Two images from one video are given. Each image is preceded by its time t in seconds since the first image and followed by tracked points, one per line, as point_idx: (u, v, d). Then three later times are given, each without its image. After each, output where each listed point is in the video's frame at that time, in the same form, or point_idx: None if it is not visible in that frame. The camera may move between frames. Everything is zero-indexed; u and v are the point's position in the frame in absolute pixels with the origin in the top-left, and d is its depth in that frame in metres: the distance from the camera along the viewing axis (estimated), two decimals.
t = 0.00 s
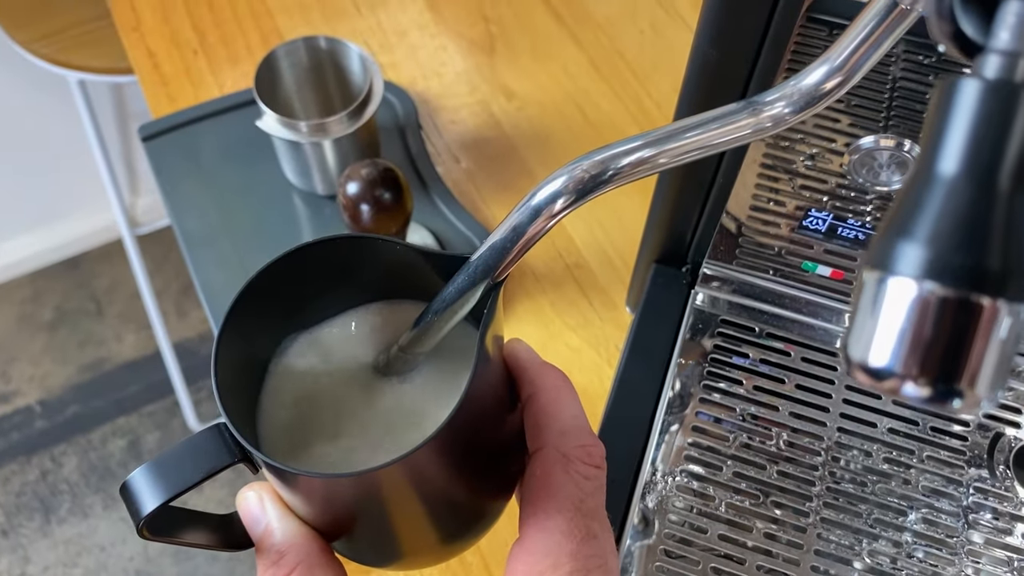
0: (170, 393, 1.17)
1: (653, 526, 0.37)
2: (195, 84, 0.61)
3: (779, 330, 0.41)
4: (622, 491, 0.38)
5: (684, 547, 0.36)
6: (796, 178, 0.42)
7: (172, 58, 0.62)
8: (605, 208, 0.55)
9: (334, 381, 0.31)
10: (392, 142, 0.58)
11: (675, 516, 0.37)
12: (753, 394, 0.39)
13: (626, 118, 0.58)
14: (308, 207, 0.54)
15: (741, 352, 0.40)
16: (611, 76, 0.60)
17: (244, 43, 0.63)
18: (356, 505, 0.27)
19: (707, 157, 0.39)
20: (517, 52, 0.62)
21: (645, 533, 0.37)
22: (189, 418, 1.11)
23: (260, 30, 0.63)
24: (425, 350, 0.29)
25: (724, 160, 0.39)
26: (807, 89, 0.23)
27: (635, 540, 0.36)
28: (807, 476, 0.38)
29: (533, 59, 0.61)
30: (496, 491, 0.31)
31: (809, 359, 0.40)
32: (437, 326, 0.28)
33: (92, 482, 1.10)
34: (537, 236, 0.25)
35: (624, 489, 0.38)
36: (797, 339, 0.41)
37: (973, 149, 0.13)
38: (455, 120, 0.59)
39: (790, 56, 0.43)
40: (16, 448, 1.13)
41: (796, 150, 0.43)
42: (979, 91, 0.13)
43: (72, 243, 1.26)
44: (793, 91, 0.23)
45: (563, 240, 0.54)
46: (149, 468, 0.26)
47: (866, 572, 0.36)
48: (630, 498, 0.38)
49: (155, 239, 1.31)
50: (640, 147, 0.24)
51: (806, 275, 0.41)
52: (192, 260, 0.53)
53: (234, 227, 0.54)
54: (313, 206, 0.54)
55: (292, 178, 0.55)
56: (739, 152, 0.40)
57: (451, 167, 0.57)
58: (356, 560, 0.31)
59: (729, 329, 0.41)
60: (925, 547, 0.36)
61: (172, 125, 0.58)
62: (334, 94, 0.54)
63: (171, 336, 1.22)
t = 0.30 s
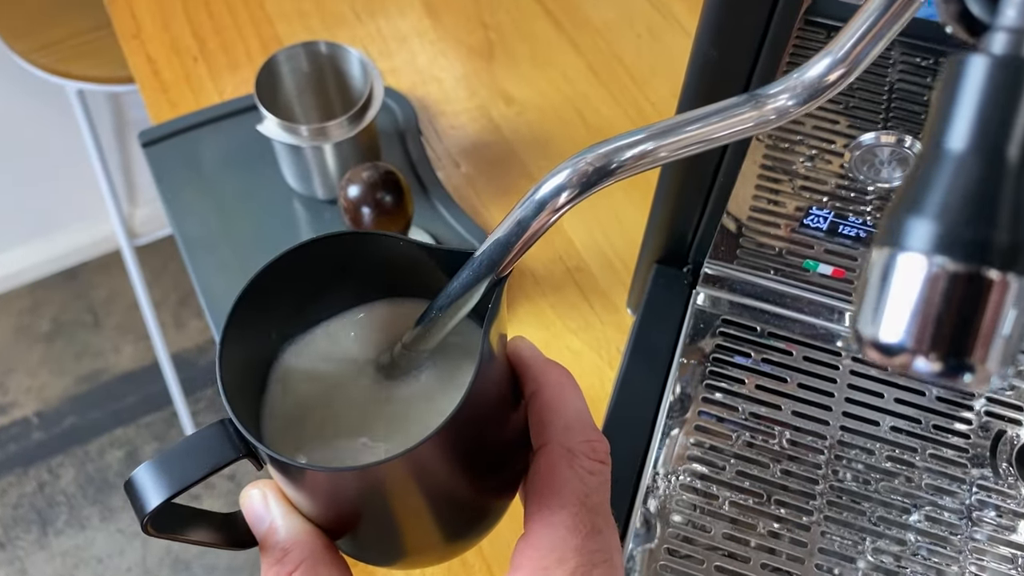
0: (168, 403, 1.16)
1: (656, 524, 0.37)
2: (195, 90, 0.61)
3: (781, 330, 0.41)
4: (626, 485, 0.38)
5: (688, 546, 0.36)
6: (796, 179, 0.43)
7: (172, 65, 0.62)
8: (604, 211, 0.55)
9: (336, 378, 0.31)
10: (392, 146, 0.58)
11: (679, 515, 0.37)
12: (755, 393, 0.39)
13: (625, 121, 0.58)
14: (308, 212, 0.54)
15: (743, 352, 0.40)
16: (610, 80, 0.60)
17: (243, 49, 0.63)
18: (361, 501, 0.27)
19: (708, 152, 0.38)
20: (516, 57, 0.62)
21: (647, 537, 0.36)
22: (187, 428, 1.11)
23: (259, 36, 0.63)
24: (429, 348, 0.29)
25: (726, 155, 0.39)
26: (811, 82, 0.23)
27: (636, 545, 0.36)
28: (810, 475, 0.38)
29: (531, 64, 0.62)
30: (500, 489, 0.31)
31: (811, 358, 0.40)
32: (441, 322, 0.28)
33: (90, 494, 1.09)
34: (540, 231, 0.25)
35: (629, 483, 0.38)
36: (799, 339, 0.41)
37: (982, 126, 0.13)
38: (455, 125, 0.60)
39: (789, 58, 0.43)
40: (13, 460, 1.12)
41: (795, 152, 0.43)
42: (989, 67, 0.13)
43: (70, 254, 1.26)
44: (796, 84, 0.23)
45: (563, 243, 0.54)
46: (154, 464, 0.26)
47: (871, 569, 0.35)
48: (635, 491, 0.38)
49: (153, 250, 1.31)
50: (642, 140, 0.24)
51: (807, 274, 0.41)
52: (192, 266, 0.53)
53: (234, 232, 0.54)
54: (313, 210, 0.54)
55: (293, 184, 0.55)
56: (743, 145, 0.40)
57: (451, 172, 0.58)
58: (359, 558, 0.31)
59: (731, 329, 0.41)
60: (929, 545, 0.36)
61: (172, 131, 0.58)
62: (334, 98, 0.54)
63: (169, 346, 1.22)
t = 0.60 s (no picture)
0: (165, 418, 1.16)
1: (654, 524, 0.37)
2: (192, 100, 0.61)
3: (776, 331, 0.41)
4: (627, 475, 0.38)
5: (687, 546, 0.36)
6: (791, 183, 0.43)
7: (169, 76, 0.62)
8: (601, 218, 0.56)
9: (334, 377, 0.31)
10: (389, 155, 0.58)
11: (678, 515, 0.37)
12: (752, 394, 0.40)
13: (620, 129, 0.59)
14: (306, 220, 0.55)
15: (740, 354, 0.41)
16: (604, 89, 0.61)
17: (241, 60, 0.63)
18: (361, 497, 0.28)
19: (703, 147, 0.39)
20: (511, 67, 0.63)
21: (645, 544, 0.36)
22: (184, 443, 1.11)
23: (256, 47, 0.64)
24: (428, 347, 0.29)
25: (722, 152, 0.39)
26: (803, 77, 0.23)
27: (634, 551, 0.36)
28: (807, 474, 0.38)
29: (527, 74, 0.62)
30: (499, 486, 0.31)
31: (806, 359, 0.41)
32: (439, 320, 0.28)
33: (86, 509, 1.09)
34: (536, 227, 0.26)
35: (630, 472, 0.38)
36: (795, 339, 0.41)
37: (967, 104, 0.14)
38: (452, 134, 0.60)
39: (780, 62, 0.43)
40: (9, 476, 1.12)
41: (789, 155, 0.43)
42: (974, 48, 0.15)
43: (67, 269, 1.26)
44: (790, 79, 0.23)
45: (560, 250, 0.54)
46: (153, 460, 0.26)
47: (870, 568, 0.36)
48: (637, 476, 0.38)
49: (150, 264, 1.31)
50: (637, 136, 0.24)
51: (802, 275, 0.42)
52: (190, 275, 0.53)
53: (232, 241, 0.54)
54: (311, 218, 0.55)
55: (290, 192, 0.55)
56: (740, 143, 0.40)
57: (448, 180, 0.58)
58: (359, 557, 0.31)
59: (727, 330, 0.41)
60: (927, 543, 0.36)
61: (168, 140, 0.59)
62: (331, 106, 0.54)
63: (166, 361, 1.22)
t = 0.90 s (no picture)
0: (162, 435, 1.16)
1: (651, 521, 0.37)
2: (191, 113, 0.62)
3: (771, 331, 0.42)
4: (625, 474, 0.39)
5: (685, 543, 0.36)
6: (783, 188, 0.43)
7: (168, 89, 0.63)
8: (597, 225, 0.56)
9: (334, 374, 0.31)
10: (387, 165, 0.59)
11: (676, 513, 0.37)
12: (748, 393, 0.40)
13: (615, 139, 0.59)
14: (304, 229, 0.55)
15: (735, 353, 0.41)
16: (599, 99, 0.61)
17: (239, 72, 0.64)
18: (363, 489, 0.28)
19: (696, 148, 0.39)
20: (507, 79, 0.63)
21: (643, 549, 0.36)
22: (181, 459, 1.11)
23: (255, 60, 0.65)
24: (428, 342, 0.30)
25: (717, 147, 0.39)
26: (792, 72, 0.24)
27: (632, 556, 0.36)
28: (803, 471, 0.38)
29: (522, 85, 0.63)
30: (498, 480, 0.32)
31: (801, 358, 0.41)
32: (438, 316, 0.29)
33: (83, 527, 1.09)
34: (532, 222, 0.26)
35: (626, 471, 0.38)
36: (788, 339, 0.42)
37: (946, 79, 0.15)
38: (449, 144, 0.61)
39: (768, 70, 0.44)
40: (6, 495, 1.12)
41: (781, 160, 0.43)
42: (951, 23, 0.15)
43: (65, 287, 1.27)
44: (779, 75, 0.24)
45: (556, 256, 0.55)
46: (157, 455, 0.26)
47: (866, 563, 0.36)
48: (634, 479, 0.38)
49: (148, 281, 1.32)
50: (629, 130, 0.25)
51: (795, 275, 0.42)
52: (189, 285, 0.53)
53: (231, 251, 0.55)
54: (310, 228, 0.55)
55: (288, 201, 0.56)
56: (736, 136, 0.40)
57: (445, 189, 0.59)
58: (360, 553, 0.31)
59: (724, 331, 0.42)
60: (923, 538, 0.36)
61: (167, 151, 0.59)
62: (329, 114, 0.55)
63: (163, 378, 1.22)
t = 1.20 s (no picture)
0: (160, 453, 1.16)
1: (651, 515, 0.37)
2: (191, 123, 0.62)
3: (767, 328, 0.42)
4: (623, 472, 0.39)
5: (684, 536, 0.37)
6: (776, 188, 0.44)
7: (167, 100, 0.63)
8: (593, 230, 0.57)
9: (332, 363, 0.31)
10: (385, 172, 0.59)
11: (675, 507, 0.37)
12: (745, 389, 0.40)
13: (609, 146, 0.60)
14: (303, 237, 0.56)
15: (731, 351, 0.41)
16: (594, 107, 0.62)
17: (238, 83, 0.65)
18: (367, 477, 0.28)
19: (689, 149, 0.40)
20: (503, 88, 0.64)
21: (642, 555, 0.37)
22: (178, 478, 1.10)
23: (253, 71, 0.65)
24: (428, 335, 0.30)
25: (710, 147, 0.40)
26: (783, 61, 0.25)
27: (632, 562, 0.36)
28: (801, 465, 0.38)
29: (517, 94, 0.64)
30: (500, 471, 0.32)
31: (797, 354, 0.42)
32: (437, 310, 0.29)
33: (80, 547, 1.09)
34: (529, 211, 0.27)
35: (625, 469, 0.39)
36: (784, 337, 0.42)
37: (930, 43, 0.16)
38: (446, 152, 0.61)
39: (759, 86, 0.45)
40: (2, 515, 1.12)
41: (774, 162, 0.44)
42: None
43: (62, 306, 1.27)
44: (771, 63, 0.25)
45: (553, 262, 0.55)
46: (160, 445, 0.27)
47: (864, 555, 0.36)
48: (633, 475, 0.39)
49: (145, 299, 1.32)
50: (623, 119, 0.25)
51: (791, 273, 0.43)
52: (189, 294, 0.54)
53: (230, 260, 0.55)
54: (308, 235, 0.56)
55: (288, 209, 0.56)
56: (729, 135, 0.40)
57: (442, 196, 0.59)
58: (364, 545, 0.32)
59: (719, 329, 0.42)
60: (921, 529, 0.37)
61: (166, 161, 0.60)
62: (326, 119, 0.55)
63: (160, 396, 1.22)
